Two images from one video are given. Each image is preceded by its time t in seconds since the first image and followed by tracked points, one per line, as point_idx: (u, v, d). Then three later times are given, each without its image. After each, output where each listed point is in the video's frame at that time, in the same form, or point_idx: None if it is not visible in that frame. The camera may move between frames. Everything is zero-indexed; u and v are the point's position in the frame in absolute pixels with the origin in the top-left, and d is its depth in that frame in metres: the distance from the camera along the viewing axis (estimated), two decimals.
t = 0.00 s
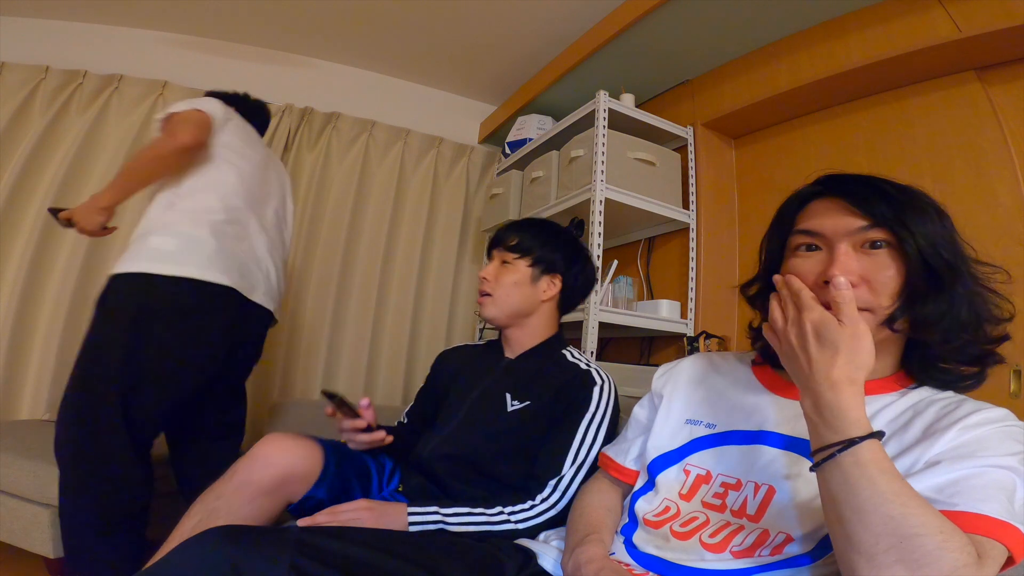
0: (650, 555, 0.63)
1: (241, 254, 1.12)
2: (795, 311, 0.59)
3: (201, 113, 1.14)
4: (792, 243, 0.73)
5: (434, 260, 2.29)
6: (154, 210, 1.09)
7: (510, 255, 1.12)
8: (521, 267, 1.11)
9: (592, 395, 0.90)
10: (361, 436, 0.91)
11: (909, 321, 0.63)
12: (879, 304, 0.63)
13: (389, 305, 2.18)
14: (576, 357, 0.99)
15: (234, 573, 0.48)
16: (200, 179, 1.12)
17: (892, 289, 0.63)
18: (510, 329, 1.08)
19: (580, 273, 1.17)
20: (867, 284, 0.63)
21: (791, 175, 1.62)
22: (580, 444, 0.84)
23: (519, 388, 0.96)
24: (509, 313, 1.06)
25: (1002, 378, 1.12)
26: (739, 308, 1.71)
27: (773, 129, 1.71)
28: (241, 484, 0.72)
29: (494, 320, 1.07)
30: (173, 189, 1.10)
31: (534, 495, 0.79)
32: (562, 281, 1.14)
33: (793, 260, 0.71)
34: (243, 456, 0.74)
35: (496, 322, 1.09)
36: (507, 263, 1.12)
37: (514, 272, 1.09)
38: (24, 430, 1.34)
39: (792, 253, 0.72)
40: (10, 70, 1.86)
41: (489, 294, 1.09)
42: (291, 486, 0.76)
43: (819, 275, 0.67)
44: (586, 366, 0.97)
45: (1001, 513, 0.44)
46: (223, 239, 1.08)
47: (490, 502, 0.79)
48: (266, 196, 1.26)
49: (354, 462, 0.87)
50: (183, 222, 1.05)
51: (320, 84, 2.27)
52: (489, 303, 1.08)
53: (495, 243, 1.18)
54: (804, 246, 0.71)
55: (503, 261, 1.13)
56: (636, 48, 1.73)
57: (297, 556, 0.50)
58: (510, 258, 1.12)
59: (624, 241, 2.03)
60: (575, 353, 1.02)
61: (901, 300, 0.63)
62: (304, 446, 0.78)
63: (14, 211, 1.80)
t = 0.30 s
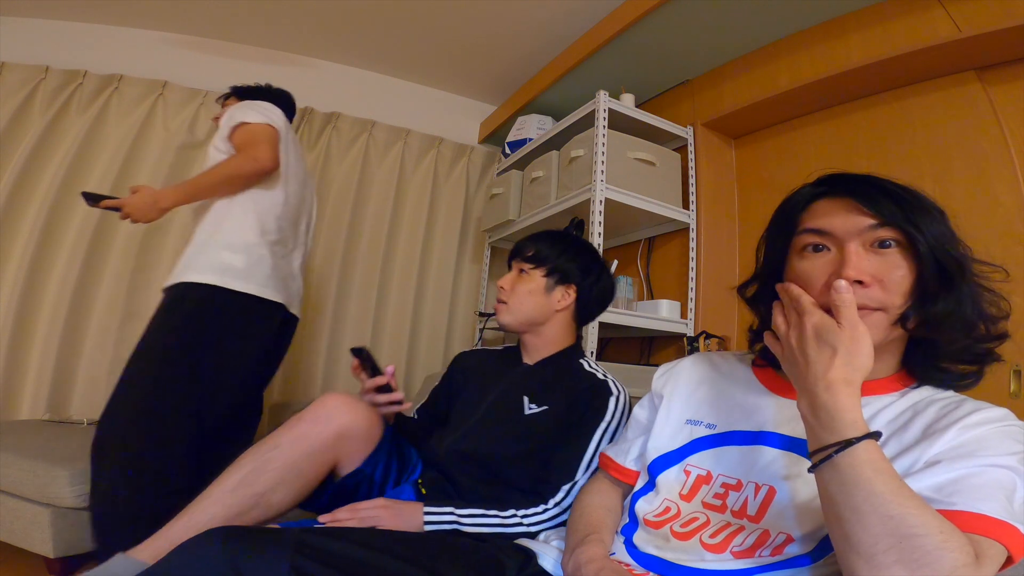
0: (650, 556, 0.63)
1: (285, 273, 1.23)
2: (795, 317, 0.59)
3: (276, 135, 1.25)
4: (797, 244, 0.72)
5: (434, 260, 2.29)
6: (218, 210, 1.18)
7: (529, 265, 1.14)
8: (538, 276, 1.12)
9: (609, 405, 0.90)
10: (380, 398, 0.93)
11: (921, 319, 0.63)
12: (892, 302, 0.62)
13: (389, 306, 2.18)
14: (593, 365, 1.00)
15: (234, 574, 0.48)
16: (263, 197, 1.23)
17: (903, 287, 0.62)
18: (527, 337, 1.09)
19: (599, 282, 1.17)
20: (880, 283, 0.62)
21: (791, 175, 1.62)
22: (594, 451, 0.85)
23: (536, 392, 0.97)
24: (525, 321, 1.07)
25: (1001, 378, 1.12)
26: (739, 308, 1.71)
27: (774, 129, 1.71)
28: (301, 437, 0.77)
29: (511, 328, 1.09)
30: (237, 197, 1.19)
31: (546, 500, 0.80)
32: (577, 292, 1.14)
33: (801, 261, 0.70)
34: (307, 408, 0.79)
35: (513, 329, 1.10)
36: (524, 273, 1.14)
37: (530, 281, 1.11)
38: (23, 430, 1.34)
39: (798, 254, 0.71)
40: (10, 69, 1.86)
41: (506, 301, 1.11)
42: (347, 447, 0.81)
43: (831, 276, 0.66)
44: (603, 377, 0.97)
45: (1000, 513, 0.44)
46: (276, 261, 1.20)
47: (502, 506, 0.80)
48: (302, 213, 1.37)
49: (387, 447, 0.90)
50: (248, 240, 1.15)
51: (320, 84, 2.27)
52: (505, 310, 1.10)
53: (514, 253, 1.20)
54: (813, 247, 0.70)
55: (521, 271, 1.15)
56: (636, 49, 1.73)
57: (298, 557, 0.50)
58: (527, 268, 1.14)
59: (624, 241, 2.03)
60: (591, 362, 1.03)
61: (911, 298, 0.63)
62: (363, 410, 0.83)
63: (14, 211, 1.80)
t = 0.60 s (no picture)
0: (650, 556, 0.63)
1: (298, 282, 1.27)
2: (791, 322, 0.59)
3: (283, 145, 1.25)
4: (798, 242, 0.72)
5: (434, 260, 2.29)
6: (232, 223, 1.22)
7: (550, 270, 1.15)
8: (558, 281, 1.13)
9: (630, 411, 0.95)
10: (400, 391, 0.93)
11: (921, 314, 0.63)
12: (892, 297, 0.62)
13: (389, 306, 2.18)
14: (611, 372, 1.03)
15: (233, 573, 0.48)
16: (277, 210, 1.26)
17: (902, 283, 0.62)
18: (545, 342, 1.10)
19: (617, 288, 1.18)
20: (879, 278, 0.62)
21: (791, 175, 1.62)
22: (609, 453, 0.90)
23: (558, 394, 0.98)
24: (543, 326, 1.09)
25: (1002, 378, 1.12)
26: (739, 309, 1.71)
27: (774, 129, 1.71)
28: (337, 428, 0.79)
29: (530, 332, 1.10)
30: (252, 212, 1.23)
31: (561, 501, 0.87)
32: (596, 297, 1.15)
33: (800, 258, 0.70)
34: (339, 400, 0.82)
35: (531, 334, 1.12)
36: (545, 278, 1.14)
37: (551, 286, 1.12)
38: (24, 429, 1.34)
39: (798, 251, 0.71)
40: (10, 69, 1.86)
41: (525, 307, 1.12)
42: (381, 439, 0.83)
43: (831, 272, 0.65)
44: (621, 383, 1.00)
45: (999, 512, 0.44)
46: (290, 274, 1.24)
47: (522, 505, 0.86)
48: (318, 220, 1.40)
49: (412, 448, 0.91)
50: (259, 253, 1.20)
51: (320, 83, 2.27)
52: (524, 315, 1.11)
53: (533, 258, 1.20)
54: (813, 245, 0.70)
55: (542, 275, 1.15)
56: (637, 49, 1.73)
57: (297, 556, 0.50)
58: (547, 274, 1.14)
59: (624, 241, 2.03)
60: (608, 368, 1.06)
61: (909, 294, 0.63)
62: (393, 401, 0.86)
63: (14, 211, 1.80)
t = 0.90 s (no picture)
0: (650, 556, 0.64)
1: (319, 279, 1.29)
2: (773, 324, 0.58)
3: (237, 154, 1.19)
4: (792, 240, 0.73)
5: (434, 260, 2.29)
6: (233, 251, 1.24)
7: (553, 272, 1.14)
8: (562, 283, 1.12)
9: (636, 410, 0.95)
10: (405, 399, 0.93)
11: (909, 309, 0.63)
12: (882, 292, 0.62)
13: (389, 306, 2.18)
14: (618, 373, 1.03)
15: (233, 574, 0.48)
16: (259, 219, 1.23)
17: (892, 279, 0.63)
18: (551, 344, 1.09)
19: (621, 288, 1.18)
20: (869, 274, 0.62)
21: (791, 175, 1.62)
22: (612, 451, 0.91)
23: (564, 394, 0.98)
24: (551, 328, 1.08)
25: (1002, 379, 1.12)
26: (739, 309, 1.71)
27: (773, 129, 1.71)
28: (349, 461, 0.82)
29: (536, 334, 1.09)
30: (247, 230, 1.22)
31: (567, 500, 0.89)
32: (601, 299, 1.14)
33: (795, 256, 0.71)
34: (346, 431, 0.83)
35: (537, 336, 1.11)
36: (548, 280, 1.13)
37: (555, 288, 1.11)
38: (24, 430, 1.34)
39: (793, 249, 0.72)
40: (10, 69, 1.85)
41: (531, 310, 1.10)
42: (394, 462, 0.86)
43: (820, 267, 0.66)
44: (627, 384, 1.00)
45: (999, 515, 0.45)
46: (311, 273, 1.26)
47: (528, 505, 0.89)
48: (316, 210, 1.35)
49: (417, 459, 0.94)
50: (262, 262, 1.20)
51: (320, 83, 2.27)
52: (528, 317, 1.10)
53: (536, 260, 1.19)
54: (807, 242, 0.70)
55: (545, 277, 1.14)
56: (637, 48, 1.73)
57: (297, 558, 0.50)
58: (551, 276, 1.14)
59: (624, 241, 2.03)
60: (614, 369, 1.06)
61: (895, 292, 0.63)
62: (400, 422, 0.87)
63: (13, 211, 1.80)
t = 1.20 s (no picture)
0: (650, 556, 0.64)
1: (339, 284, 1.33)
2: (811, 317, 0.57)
3: (205, 210, 1.16)
4: (779, 242, 0.75)
5: (434, 260, 2.29)
6: (253, 283, 1.27)
7: (547, 284, 1.13)
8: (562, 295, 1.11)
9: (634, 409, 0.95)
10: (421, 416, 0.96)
11: (889, 307, 0.62)
12: (858, 291, 0.63)
13: (389, 306, 2.18)
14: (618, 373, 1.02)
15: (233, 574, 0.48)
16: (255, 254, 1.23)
17: (869, 277, 0.63)
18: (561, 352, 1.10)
19: (616, 288, 1.18)
20: (845, 272, 0.64)
21: (790, 175, 1.62)
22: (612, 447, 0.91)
23: (564, 394, 0.99)
24: (559, 338, 1.08)
25: (1002, 379, 1.12)
26: (739, 309, 1.71)
27: (773, 129, 1.71)
28: (323, 485, 0.81)
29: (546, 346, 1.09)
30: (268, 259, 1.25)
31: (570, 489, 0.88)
32: (601, 301, 1.14)
33: (780, 257, 0.73)
34: (317, 456, 0.83)
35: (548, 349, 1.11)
36: (545, 293, 1.12)
37: (554, 300, 1.10)
38: (24, 429, 1.34)
39: (780, 250, 0.74)
40: (10, 69, 1.86)
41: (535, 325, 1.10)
42: (373, 480, 0.86)
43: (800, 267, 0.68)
44: (627, 383, 1.00)
45: (1006, 516, 0.45)
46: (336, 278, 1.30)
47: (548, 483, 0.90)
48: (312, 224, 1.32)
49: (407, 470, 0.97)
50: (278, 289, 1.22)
51: (320, 83, 2.27)
52: (534, 334, 1.10)
53: (528, 272, 1.18)
54: (790, 244, 0.72)
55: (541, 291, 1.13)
56: (637, 49, 1.73)
57: (298, 558, 0.50)
58: (546, 288, 1.12)
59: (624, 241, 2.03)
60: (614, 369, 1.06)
61: (875, 288, 0.63)
62: (373, 442, 0.87)
63: (13, 211, 1.80)
